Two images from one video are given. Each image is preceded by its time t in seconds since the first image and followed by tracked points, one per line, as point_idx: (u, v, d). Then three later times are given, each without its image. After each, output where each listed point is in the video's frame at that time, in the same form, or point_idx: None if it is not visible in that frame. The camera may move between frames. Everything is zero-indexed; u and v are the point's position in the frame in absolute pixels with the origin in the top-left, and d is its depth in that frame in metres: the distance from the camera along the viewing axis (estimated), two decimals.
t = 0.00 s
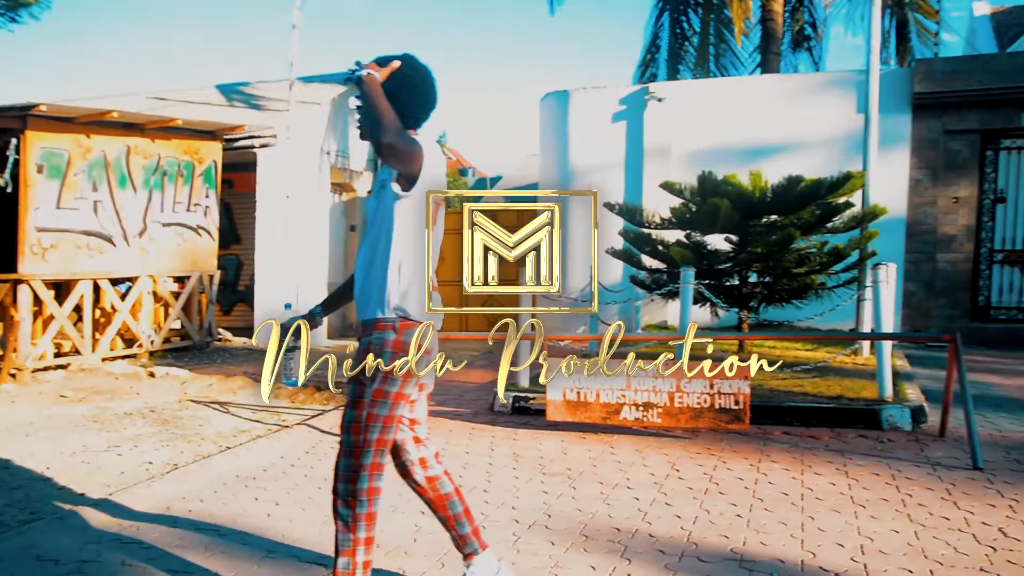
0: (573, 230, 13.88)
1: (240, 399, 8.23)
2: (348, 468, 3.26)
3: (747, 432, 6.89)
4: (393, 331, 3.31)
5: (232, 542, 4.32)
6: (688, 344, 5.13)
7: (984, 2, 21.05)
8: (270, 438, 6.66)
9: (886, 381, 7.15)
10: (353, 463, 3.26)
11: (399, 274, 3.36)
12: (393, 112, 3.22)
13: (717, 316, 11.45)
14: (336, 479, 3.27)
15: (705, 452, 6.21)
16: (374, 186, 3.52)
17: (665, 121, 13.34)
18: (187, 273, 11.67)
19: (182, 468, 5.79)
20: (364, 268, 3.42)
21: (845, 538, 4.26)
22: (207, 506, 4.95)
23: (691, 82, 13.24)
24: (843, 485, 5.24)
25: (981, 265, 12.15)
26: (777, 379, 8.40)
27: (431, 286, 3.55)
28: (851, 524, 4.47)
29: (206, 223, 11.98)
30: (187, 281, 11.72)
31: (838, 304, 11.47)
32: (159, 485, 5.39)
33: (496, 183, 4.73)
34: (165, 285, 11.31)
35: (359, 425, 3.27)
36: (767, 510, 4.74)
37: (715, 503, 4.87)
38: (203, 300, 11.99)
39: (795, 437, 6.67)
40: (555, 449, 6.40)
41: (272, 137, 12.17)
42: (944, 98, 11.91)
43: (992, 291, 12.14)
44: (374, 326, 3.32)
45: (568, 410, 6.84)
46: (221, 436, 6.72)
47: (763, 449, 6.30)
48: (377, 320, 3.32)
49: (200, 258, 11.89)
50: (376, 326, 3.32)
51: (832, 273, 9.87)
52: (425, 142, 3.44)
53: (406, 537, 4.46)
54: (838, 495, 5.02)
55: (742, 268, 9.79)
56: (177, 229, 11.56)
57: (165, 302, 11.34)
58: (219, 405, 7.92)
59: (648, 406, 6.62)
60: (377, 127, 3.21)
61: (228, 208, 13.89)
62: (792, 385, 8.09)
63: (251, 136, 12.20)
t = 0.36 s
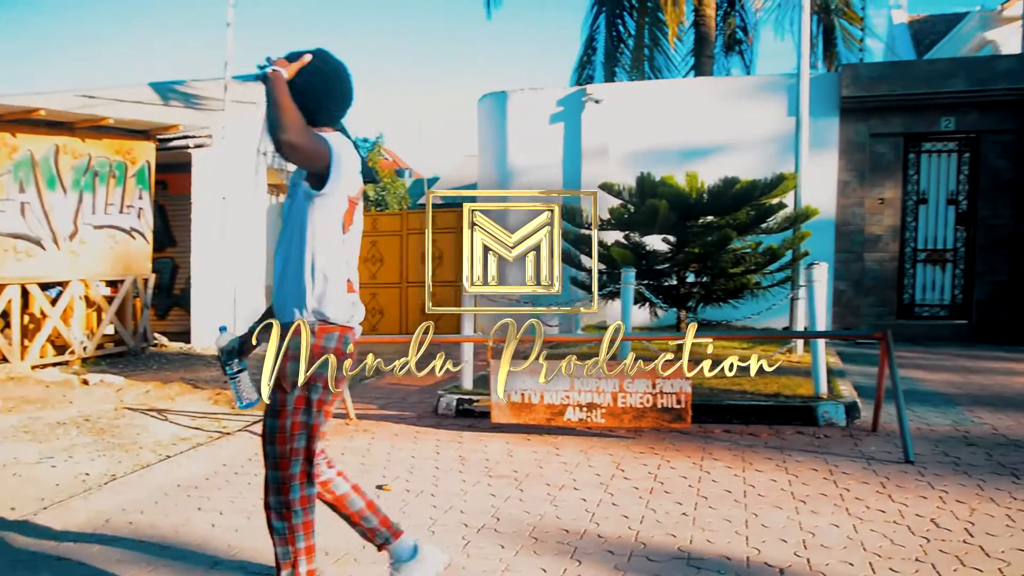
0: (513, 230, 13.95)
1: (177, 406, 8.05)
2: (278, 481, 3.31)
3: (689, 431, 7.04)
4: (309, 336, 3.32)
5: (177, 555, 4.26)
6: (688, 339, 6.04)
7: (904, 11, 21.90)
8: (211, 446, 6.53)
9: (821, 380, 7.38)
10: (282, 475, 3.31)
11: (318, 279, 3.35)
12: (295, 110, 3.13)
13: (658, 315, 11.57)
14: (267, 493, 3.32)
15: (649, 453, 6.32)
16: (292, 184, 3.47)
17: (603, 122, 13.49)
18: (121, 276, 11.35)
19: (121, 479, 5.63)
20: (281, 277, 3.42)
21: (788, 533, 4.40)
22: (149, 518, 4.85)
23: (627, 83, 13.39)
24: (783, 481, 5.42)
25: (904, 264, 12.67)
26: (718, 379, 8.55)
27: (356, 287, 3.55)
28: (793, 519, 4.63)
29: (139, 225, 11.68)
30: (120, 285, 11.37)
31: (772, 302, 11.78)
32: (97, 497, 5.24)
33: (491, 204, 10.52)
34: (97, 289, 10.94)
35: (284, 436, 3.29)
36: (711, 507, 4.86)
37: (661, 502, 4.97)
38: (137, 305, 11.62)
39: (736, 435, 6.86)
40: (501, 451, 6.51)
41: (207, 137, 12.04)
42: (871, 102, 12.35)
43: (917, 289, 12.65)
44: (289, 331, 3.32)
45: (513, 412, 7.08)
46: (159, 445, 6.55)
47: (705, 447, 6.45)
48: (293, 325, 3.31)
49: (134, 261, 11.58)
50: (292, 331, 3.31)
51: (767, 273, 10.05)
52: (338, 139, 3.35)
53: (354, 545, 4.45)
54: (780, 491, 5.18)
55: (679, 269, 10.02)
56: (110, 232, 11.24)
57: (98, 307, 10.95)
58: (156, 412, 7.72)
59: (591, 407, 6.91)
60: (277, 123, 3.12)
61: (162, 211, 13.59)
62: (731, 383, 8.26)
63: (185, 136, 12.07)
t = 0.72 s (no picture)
0: (440, 234, 13.95)
1: (92, 416, 7.73)
2: (187, 496, 3.23)
3: (619, 433, 7.18)
4: (202, 344, 3.26)
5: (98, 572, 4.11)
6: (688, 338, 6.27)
7: (817, 20, 22.66)
8: (130, 457, 6.28)
9: (748, 381, 7.55)
10: (190, 489, 3.23)
11: (206, 283, 3.28)
12: (167, 109, 3.08)
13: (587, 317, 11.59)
14: (177, 509, 3.24)
15: (581, 455, 6.47)
16: (177, 186, 3.39)
17: (529, 126, 13.54)
18: (30, 282, 10.88)
19: (33, 494, 5.37)
20: (169, 282, 3.34)
21: (721, 534, 4.58)
22: (66, 536, 4.65)
23: (552, 87, 13.48)
24: (713, 481, 5.59)
25: (824, 266, 13.12)
26: (645, 381, 8.70)
27: (250, 289, 3.49)
28: (725, 519, 4.80)
29: (48, 229, 11.24)
30: (28, 290, 10.84)
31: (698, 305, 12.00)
32: (8, 515, 4.98)
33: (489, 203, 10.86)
34: (3, 296, 10.40)
35: (186, 448, 3.22)
36: (645, 510, 5.03)
37: (595, 506, 5.12)
38: (47, 312, 11.14)
39: (666, 436, 6.99)
40: (432, 457, 6.53)
41: (120, 137, 11.82)
42: (789, 108, 12.72)
43: (837, 290, 13.13)
44: (179, 342, 3.25)
45: (443, 417, 7.09)
46: (74, 457, 6.27)
47: (636, 449, 6.58)
48: (184, 335, 3.24)
49: (42, 266, 11.14)
50: (182, 341, 3.24)
51: (692, 276, 10.17)
52: (215, 138, 3.30)
53: (286, 557, 4.43)
54: (711, 492, 5.36)
55: (606, 271, 10.04)
56: (17, 235, 10.79)
57: (4, 314, 10.39)
58: (70, 423, 7.39)
59: (522, 411, 6.98)
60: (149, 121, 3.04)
61: (71, 214, 13.09)
62: (659, 386, 8.37)
63: (97, 136, 11.76)
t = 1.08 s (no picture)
0: (379, 238, 13.80)
1: (17, 426, 7.42)
2: (110, 510, 3.11)
3: (564, 439, 7.20)
4: (107, 351, 3.13)
5: None
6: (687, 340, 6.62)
7: (750, 30, 23.18)
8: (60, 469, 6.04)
9: (689, 386, 7.63)
10: (113, 503, 3.11)
11: (106, 286, 3.17)
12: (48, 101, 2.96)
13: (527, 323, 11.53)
14: (100, 525, 3.10)
15: (525, 461, 6.46)
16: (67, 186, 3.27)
17: (468, 130, 13.49)
18: None
19: None
20: (64, 288, 3.20)
21: (668, 539, 4.61)
22: None
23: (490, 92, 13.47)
24: (658, 486, 5.63)
25: (761, 272, 13.41)
26: (587, 386, 8.72)
27: (154, 290, 3.39)
28: (672, 525, 4.85)
29: None
30: None
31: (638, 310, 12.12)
32: None
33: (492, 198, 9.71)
34: None
35: (103, 462, 3.09)
36: (592, 516, 5.04)
37: (542, 513, 5.12)
38: None
39: (609, 442, 7.03)
40: (375, 465, 6.44)
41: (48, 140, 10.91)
42: (726, 116, 12.98)
43: (774, 295, 13.42)
44: (81, 351, 3.10)
45: (385, 424, 7.03)
46: None
47: (580, 455, 6.61)
48: (87, 343, 3.10)
49: None
50: (84, 351, 3.10)
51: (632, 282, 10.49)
52: (107, 134, 3.20)
53: (226, 570, 4.31)
54: (656, 497, 5.40)
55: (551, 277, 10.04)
56: None
57: None
58: None
59: (466, 417, 6.96)
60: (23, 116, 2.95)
61: None
62: (601, 391, 8.41)
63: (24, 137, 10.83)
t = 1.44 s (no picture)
0: (342, 242, 13.67)
1: None
2: (50, 523, 3.01)
3: (529, 446, 7.18)
4: (36, 360, 3.03)
5: None
6: (687, 342, 6.81)
7: (712, 37, 23.46)
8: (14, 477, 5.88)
9: (654, 392, 7.66)
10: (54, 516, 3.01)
11: (30, 291, 3.05)
12: None
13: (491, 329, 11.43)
14: (41, 541, 3.01)
15: (491, 468, 6.43)
16: None
17: (432, 134, 13.44)
18: None
19: None
20: None
21: (636, 546, 4.62)
22: None
23: (455, 96, 13.44)
24: (625, 493, 5.63)
25: (724, 278, 13.50)
26: (552, 393, 8.71)
27: (87, 296, 3.21)
28: (639, 531, 4.85)
29: None
30: None
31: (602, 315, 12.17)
32: None
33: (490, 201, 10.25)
34: None
35: (41, 473, 3.01)
36: (559, 523, 5.04)
37: (509, 520, 5.10)
38: None
39: (575, 448, 7.03)
40: (339, 472, 6.37)
41: None
42: (689, 123, 13.10)
43: (737, 302, 13.50)
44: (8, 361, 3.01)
45: (349, 431, 6.95)
46: None
47: (546, 462, 6.60)
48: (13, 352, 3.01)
49: None
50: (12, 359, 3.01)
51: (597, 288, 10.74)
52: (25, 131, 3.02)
53: None
54: (623, 504, 5.41)
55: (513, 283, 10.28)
56: None
57: None
58: None
59: (430, 424, 6.91)
60: None
61: None
62: (566, 397, 8.41)
63: None
